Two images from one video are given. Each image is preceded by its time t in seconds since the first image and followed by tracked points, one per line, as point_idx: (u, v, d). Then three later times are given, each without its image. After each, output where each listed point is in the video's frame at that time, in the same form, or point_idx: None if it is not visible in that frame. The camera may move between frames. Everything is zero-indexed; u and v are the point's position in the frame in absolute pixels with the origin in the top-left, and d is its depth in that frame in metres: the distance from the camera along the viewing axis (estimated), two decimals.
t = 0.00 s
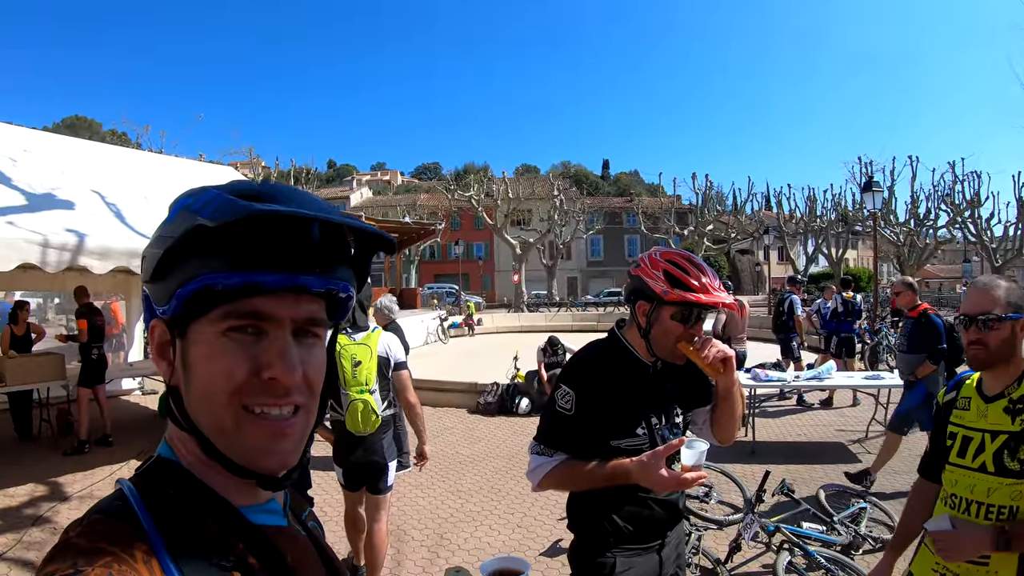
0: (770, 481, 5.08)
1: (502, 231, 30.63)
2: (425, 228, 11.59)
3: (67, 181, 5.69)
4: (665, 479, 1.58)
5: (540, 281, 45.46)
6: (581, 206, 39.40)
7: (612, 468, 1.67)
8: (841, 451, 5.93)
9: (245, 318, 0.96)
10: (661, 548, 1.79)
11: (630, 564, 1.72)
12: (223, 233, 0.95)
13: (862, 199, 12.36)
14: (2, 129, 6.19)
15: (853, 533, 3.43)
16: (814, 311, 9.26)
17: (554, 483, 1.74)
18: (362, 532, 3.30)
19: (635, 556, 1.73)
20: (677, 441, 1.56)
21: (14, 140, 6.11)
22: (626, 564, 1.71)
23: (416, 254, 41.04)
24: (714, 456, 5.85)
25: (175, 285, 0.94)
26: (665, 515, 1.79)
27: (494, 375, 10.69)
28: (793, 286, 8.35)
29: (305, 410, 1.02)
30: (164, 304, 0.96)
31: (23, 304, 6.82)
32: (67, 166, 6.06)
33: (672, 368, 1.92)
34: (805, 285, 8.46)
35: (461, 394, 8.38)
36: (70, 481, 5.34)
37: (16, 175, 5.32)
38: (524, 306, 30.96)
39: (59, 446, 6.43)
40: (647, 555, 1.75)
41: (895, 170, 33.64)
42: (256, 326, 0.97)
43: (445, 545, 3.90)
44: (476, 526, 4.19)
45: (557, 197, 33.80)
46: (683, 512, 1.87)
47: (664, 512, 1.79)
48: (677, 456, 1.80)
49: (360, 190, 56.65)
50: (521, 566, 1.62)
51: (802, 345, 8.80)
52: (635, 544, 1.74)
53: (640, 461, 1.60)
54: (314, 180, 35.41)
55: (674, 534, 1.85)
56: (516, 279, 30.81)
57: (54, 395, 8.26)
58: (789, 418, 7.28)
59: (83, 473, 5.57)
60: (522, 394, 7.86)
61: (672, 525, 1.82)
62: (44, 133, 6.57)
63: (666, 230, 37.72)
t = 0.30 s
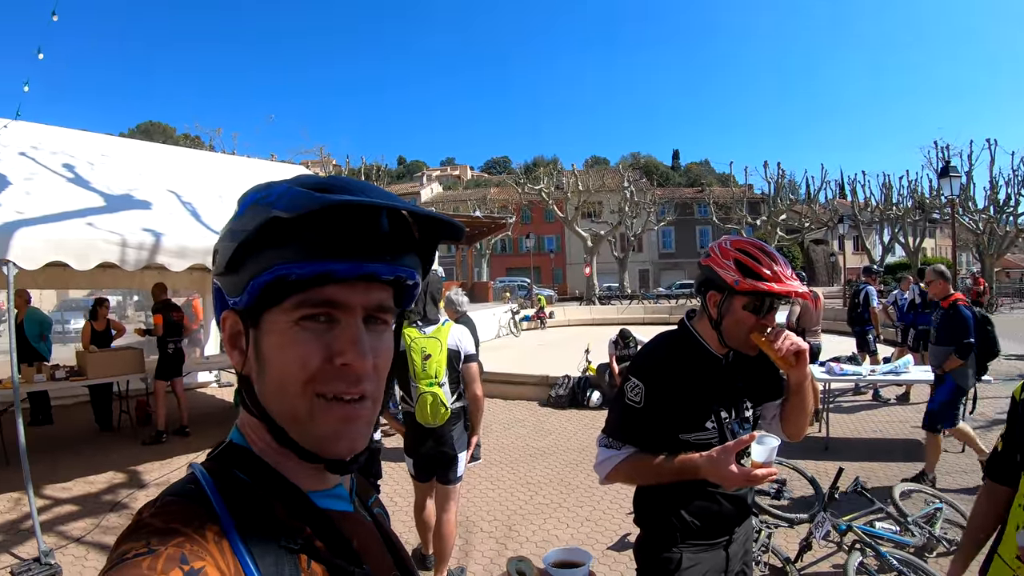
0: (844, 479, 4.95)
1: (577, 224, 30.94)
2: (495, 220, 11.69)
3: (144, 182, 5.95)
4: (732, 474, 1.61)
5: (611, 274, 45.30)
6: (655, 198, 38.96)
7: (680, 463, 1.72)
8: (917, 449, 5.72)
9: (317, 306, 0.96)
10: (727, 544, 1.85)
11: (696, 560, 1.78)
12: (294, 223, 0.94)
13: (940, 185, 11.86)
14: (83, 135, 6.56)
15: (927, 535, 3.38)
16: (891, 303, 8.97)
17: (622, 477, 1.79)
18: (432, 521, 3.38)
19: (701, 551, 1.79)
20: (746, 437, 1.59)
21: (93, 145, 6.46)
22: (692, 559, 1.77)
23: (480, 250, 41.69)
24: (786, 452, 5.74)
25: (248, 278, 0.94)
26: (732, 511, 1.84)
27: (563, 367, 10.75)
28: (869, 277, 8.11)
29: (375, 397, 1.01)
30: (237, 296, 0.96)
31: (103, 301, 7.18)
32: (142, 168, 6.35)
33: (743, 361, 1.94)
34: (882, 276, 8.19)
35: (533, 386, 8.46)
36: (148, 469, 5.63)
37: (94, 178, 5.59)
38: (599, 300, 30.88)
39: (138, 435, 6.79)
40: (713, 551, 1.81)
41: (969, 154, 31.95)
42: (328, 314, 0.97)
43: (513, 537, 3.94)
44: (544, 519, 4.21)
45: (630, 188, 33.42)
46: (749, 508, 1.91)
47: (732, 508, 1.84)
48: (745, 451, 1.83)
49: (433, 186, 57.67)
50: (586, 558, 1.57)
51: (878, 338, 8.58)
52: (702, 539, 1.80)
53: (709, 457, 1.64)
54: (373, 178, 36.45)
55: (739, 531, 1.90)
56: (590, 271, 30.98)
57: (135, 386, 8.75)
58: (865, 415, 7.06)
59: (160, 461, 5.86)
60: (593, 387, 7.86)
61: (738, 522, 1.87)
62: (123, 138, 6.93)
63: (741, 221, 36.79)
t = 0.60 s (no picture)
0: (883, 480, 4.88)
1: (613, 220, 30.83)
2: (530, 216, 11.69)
3: (182, 179, 6.07)
4: (765, 476, 1.60)
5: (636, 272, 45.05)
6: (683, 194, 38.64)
7: (714, 462, 1.71)
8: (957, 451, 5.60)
9: (351, 298, 0.96)
10: (761, 544, 1.85)
11: (729, 560, 1.78)
12: (329, 216, 0.95)
13: (981, 180, 11.58)
14: (122, 135, 6.74)
15: (965, 540, 3.30)
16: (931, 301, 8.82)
17: (655, 475, 1.80)
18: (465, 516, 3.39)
19: (735, 551, 1.80)
20: (781, 438, 1.58)
21: (133, 144, 6.63)
22: (725, 558, 1.78)
23: (512, 246, 41.77)
24: (823, 451, 5.67)
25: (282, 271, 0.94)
26: (767, 511, 1.84)
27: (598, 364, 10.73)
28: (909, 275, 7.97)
29: (408, 389, 1.01)
30: (271, 290, 0.96)
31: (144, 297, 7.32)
32: (181, 165, 6.49)
33: (779, 363, 1.93)
34: (923, 274, 8.03)
35: (570, 382, 8.47)
36: (184, 461, 5.76)
37: (134, 175, 5.71)
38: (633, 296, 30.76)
39: (177, 428, 6.95)
40: (746, 551, 1.82)
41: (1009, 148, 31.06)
42: (361, 307, 0.97)
43: (546, 533, 3.95)
44: (578, 516, 4.21)
45: (665, 183, 33.09)
46: (784, 509, 1.90)
47: (767, 509, 1.84)
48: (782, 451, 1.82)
49: (463, 182, 58.13)
50: (613, 555, 1.46)
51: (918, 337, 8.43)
52: (735, 539, 1.81)
53: (742, 458, 1.63)
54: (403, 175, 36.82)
55: (774, 532, 1.90)
56: (624, 267, 30.86)
57: (174, 379, 8.97)
58: (906, 416, 6.94)
59: (197, 454, 5.98)
60: (630, 384, 7.83)
61: (772, 522, 1.87)
62: (161, 137, 7.09)
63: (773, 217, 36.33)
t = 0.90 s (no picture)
0: (893, 476, 4.86)
1: (622, 214, 30.79)
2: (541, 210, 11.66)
3: (192, 174, 6.10)
4: (770, 474, 1.59)
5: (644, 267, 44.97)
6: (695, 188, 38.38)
7: (720, 457, 1.72)
8: (967, 447, 5.58)
9: (354, 289, 0.96)
10: (769, 539, 1.85)
11: (735, 554, 1.79)
12: (330, 207, 0.94)
13: (994, 175, 11.47)
14: (132, 130, 6.78)
15: (974, 536, 3.30)
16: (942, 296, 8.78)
17: (662, 467, 1.81)
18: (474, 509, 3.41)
19: (741, 545, 1.80)
20: (786, 437, 1.57)
21: (143, 139, 6.66)
22: (731, 552, 1.79)
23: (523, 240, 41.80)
24: (833, 447, 5.66)
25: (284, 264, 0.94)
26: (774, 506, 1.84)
27: (609, 358, 10.73)
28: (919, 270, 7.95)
29: (412, 379, 1.01)
30: (273, 281, 0.96)
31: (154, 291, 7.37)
32: (192, 160, 6.52)
33: (792, 353, 1.96)
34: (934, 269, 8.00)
35: (579, 376, 8.47)
36: (195, 454, 5.81)
37: (145, 169, 5.74)
38: (643, 291, 30.68)
39: (188, 422, 7.00)
40: (753, 546, 1.82)
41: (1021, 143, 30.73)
42: (364, 298, 0.97)
43: (555, 527, 3.96)
44: (587, 510, 4.22)
45: (676, 177, 32.94)
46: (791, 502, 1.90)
47: (775, 504, 1.85)
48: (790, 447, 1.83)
49: (473, 176, 58.27)
50: (619, 548, 1.45)
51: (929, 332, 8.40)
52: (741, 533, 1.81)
53: (747, 454, 1.63)
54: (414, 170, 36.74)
55: (781, 526, 1.89)
56: (635, 261, 30.80)
57: (184, 373, 9.04)
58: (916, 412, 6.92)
59: (208, 447, 6.02)
60: (640, 378, 7.82)
61: (780, 517, 1.87)
62: (171, 132, 7.13)
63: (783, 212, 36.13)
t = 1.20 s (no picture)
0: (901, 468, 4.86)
1: (628, 208, 30.71)
2: (547, 203, 11.63)
3: (198, 170, 6.11)
4: (775, 471, 1.56)
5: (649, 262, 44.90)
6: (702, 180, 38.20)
7: (727, 451, 1.72)
8: (976, 439, 5.56)
9: (359, 283, 0.96)
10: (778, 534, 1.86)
11: (744, 548, 1.80)
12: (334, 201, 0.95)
13: (1002, 165, 11.40)
14: (138, 127, 6.80)
15: (983, 528, 3.28)
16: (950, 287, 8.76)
17: (670, 461, 1.81)
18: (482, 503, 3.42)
19: (751, 539, 1.81)
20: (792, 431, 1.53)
21: (149, 136, 6.68)
22: (740, 547, 1.80)
23: (528, 234, 41.77)
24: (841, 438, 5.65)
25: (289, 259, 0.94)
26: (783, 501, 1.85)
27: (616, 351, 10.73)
28: (927, 261, 7.92)
29: (419, 370, 1.02)
30: (278, 276, 0.96)
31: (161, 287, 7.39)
32: (197, 156, 6.53)
33: (801, 345, 1.98)
34: (941, 260, 7.98)
35: (587, 369, 8.48)
36: (204, 450, 5.84)
37: (151, 166, 5.76)
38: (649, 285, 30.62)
39: (196, 418, 7.03)
40: (762, 540, 1.82)
41: None
42: (370, 291, 0.98)
43: (563, 520, 3.97)
44: (595, 503, 4.23)
45: (683, 169, 32.79)
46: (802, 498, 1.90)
47: (783, 499, 1.85)
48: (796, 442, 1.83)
49: (481, 169, 58.19)
50: (627, 542, 1.46)
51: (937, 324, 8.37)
52: (751, 528, 1.82)
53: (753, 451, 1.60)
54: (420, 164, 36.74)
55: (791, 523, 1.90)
56: (641, 254, 30.77)
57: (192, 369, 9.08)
58: (924, 403, 6.91)
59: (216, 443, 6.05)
60: (647, 370, 7.82)
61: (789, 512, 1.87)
62: (177, 129, 7.15)
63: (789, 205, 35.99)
